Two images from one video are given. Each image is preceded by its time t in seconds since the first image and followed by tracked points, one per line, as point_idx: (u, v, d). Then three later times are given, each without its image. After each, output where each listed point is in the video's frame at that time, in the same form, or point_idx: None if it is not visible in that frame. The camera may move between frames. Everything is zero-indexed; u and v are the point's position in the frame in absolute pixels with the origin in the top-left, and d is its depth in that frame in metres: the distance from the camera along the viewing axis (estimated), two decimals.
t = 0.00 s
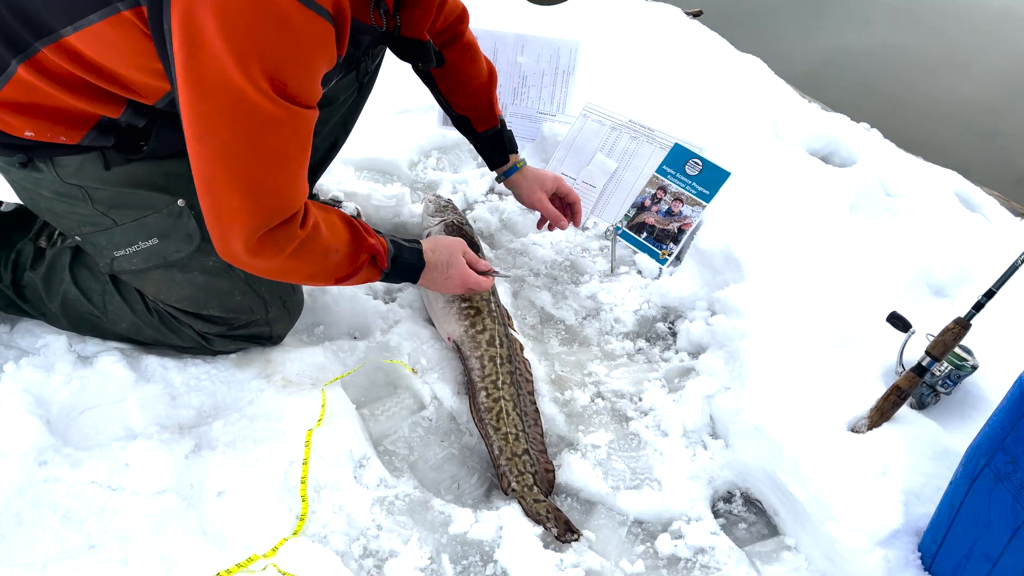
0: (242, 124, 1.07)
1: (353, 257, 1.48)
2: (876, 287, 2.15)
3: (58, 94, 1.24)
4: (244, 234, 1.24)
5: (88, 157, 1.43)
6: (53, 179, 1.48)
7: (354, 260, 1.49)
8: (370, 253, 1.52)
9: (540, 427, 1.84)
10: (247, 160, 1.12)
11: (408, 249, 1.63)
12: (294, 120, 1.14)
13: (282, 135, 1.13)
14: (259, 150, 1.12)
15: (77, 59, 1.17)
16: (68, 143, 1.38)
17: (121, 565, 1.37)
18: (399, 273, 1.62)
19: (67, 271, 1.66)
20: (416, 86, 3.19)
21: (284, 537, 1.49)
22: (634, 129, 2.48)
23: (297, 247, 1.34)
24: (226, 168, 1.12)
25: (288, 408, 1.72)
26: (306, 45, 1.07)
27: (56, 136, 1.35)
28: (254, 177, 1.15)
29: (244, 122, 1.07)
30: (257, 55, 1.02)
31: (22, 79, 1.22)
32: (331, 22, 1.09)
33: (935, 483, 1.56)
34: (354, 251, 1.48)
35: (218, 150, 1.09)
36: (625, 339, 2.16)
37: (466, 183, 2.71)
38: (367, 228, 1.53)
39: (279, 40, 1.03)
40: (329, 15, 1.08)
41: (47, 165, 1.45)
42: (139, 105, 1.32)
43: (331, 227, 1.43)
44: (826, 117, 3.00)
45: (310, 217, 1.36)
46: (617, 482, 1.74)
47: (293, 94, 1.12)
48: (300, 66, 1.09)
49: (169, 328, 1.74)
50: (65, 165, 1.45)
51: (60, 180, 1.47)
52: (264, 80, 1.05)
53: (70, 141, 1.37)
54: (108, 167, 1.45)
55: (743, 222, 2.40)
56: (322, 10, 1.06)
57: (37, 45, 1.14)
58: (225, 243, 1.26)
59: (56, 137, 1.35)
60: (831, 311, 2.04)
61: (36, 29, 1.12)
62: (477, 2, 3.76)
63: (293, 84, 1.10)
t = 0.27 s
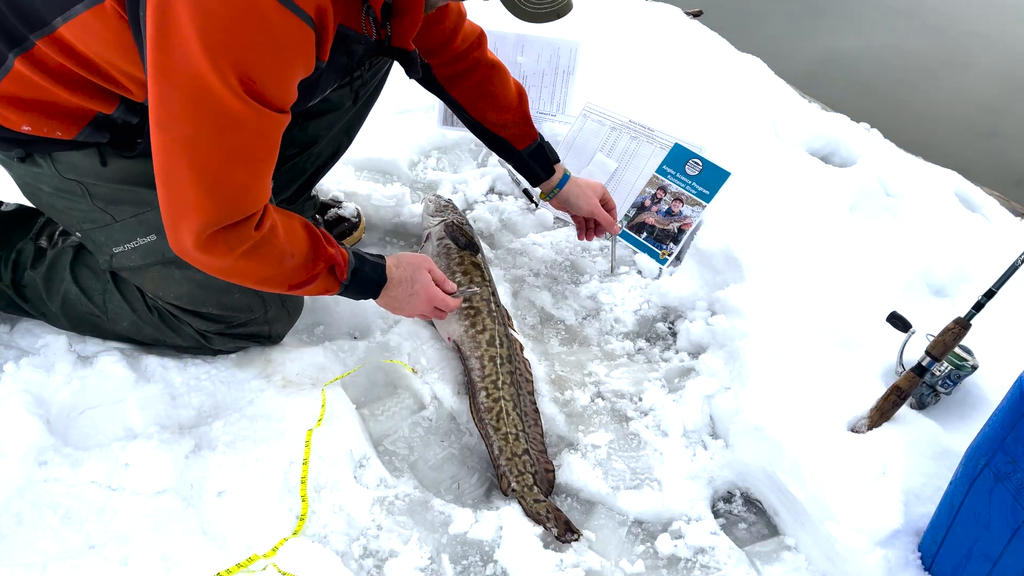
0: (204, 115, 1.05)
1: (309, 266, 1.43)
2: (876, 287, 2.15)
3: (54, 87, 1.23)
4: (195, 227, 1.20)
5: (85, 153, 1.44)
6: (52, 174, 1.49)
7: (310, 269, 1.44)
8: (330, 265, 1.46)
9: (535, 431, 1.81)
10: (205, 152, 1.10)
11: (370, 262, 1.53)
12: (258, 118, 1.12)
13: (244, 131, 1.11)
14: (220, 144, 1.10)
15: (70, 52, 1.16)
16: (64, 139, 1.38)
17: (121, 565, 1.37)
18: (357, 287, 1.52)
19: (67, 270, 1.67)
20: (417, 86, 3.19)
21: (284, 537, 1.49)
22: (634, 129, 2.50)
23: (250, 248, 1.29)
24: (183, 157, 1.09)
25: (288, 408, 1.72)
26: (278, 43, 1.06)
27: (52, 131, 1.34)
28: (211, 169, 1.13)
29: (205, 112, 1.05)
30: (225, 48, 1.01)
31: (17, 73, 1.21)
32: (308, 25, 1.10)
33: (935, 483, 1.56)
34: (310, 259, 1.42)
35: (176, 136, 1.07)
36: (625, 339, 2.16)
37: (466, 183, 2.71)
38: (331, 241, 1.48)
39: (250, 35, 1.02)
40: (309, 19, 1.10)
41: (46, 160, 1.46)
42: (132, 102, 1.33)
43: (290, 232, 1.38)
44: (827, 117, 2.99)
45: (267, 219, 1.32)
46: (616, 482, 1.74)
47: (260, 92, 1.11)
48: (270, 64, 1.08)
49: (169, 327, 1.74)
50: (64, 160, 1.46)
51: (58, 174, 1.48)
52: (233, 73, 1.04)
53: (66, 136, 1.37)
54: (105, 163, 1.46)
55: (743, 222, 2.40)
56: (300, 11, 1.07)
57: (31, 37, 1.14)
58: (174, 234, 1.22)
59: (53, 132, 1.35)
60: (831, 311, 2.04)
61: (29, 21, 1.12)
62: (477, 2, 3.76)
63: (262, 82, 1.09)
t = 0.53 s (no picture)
0: (199, 114, 1.06)
1: (313, 263, 1.43)
2: (876, 287, 2.15)
3: (52, 87, 1.23)
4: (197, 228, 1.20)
5: (85, 152, 1.45)
6: (54, 174, 1.50)
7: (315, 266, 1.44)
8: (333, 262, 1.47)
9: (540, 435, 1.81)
10: (203, 151, 1.10)
11: (376, 261, 1.56)
12: (254, 118, 1.12)
13: (240, 131, 1.11)
14: (217, 143, 1.10)
15: (66, 54, 1.16)
16: (65, 138, 1.38)
17: (121, 565, 1.36)
18: (365, 284, 1.55)
19: (68, 269, 1.67)
20: (417, 86, 3.19)
21: (284, 537, 1.50)
22: (634, 129, 2.52)
23: (252, 247, 1.29)
24: (181, 156, 1.10)
25: (288, 408, 1.72)
26: (271, 42, 1.06)
27: (53, 131, 1.34)
28: (210, 169, 1.13)
29: (200, 112, 1.05)
30: (219, 48, 1.01)
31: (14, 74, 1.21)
32: (302, 24, 1.09)
33: (935, 483, 1.56)
34: (314, 257, 1.43)
35: (173, 137, 1.07)
36: (625, 339, 2.16)
37: (466, 183, 2.71)
38: (333, 237, 1.48)
39: (242, 35, 1.02)
40: (303, 17, 1.09)
41: (48, 160, 1.47)
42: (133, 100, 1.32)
43: (293, 231, 1.38)
44: (826, 117, 2.99)
45: (270, 218, 1.32)
46: (617, 482, 1.74)
47: (256, 91, 1.10)
48: (264, 63, 1.08)
49: (169, 327, 1.73)
50: (65, 159, 1.47)
51: (60, 174, 1.49)
52: (226, 73, 1.03)
53: (66, 136, 1.37)
54: (106, 162, 1.47)
55: (743, 222, 2.40)
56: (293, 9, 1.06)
57: (28, 40, 1.14)
58: (177, 233, 1.23)
59: (53, 132, 1.35)
60: (831, 311, 2.04)
61: (25, 23, 1.12)
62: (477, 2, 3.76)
63: (257, 81, 1.09)
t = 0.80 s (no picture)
0: (194, 121, 1.06)
1: (329, 256, 1.45)
2: (876, 287, 2.15)
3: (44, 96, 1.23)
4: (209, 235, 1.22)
5: (82, 158, 1.44)
6: (51, 181, 1.49)
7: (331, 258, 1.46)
8: (346, 251, 1.48)
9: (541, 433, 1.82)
10: (203, 157, 1.10)
11: (393, 247, 1.57)
12: (249, 119, 1.12)
13: (238, 135, 1.11)
14: (218, 149, 1.11)
15: (55, 62, 1.18)
16: (61, 144, 1.37)
17: (121, 565, 1.36)
18: (381, 270, 1.56)
19: (68, 269, 1.67)
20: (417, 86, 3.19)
21: (284, 537, 1.50)
22: (634, 129, 2.57)
23: (265, 247, 1.30)
24: (183, 164, 1.10)
25: (288, 408, 1.72)
26: (257, 42, 1.05)
27: (49, 138, 1.34)
28: (213, 174, 1.13)
29: (195, 118, 1.06)
30: (205, 54, 1.00)
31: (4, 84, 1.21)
32: (287, 20, 1.08)
33: (935, 483, 1.56)
34: (329, 249, 1.44)
35: (173, 146, 1.08)
36: (625, 339, 2.16)
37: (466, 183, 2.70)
38: (345, 226, 1.49)
39: (228, 38, 1.01)
40: (288, 15, 1.08)
41: (44, 168, 1.46)
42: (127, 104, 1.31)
43: (306, 225, 1.39)
44: (826, 117, 2.99)
45: (280, 216, 1.33)
46: (617, 482, 1.74)
47: (248, 92, 1.10)
48: (253, 64, 1.07)
49: (169, 328, 1.73)
50: (62, 166, 1.45)
51: (57, 181, 1.48)
52: (216, 77, 1.03)
53: (62, 143, 1.36)
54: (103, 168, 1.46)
55: (743, 222, 2.40)
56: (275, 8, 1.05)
57: (15, 50, 1.15)
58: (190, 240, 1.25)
59: (49, 138, 1.34)
60: (831, 311, 2.04)
61: (12, 34, 1.13)
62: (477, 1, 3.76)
63: (247, 83, 1.09)
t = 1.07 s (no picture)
0: (157, 129, 1.06)
1: (294, 262, 1.46)
2: (876, 287, 2.15)
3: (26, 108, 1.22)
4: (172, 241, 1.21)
5: (71, 168, 1.42)
6: (41, 192, 1.48)
7: (297, 264, 1.47)
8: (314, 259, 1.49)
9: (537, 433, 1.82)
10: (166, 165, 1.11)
11: (363, 255, 1.58)
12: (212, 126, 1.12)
13: (202, 141, 1.11)
14: (181, 155, 1.11)
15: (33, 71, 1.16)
16: (48, 155, 1.35)
17: (121, 565, 1.37)
18: (350, 278, 1.59)
19: (66, 273, 1.66)
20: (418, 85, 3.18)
21: (284, 537, 1.50)
22: (634, 129, 2.57)
23: (231, 254, 1.31)
24: (147, 171, 1.10)
25: (288, 408, 1.72)
26: (222, 50, 1.06)
27: (35, 150, 1.33)
28: (175, 182, 1.13)
29: (158, 126, 1.06)
30: (167, 61, 1.00)
31: None
32: (253, 27, 1.09)
33: (935, 483, 1.56)
34: (295, 256, 1.45)
35: (136, 153, 1.08)
36: (625, 339, 2.16)
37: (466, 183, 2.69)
38: (314, 233, 1.50)
39: (192, 47, 1.02)
40: (254, 20, 1.09)
41: (34, 179, 1.45)
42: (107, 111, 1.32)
43: (273, 232, 1.40)
44: (826, 117, 2.99)
45: (247, 222, 1.33)
46: (617, 482, 1.74)
47: (212, 100, 1.10)
48: (217, 71, 1.07)
49: (168, 331, 1.74)
50: (51, 178, 1.44)
51: (48, 193, 1.47)
52: (179, 85, 1.04)
53: (49, 153, 1.34)
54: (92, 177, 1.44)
55: (743, 222, 2.40)
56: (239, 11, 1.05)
57: None
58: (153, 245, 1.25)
59: (36, 150, 1.32)
60: (831, 312, 2.04)
61: None
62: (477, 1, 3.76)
63: (211, 90, 1.09)
